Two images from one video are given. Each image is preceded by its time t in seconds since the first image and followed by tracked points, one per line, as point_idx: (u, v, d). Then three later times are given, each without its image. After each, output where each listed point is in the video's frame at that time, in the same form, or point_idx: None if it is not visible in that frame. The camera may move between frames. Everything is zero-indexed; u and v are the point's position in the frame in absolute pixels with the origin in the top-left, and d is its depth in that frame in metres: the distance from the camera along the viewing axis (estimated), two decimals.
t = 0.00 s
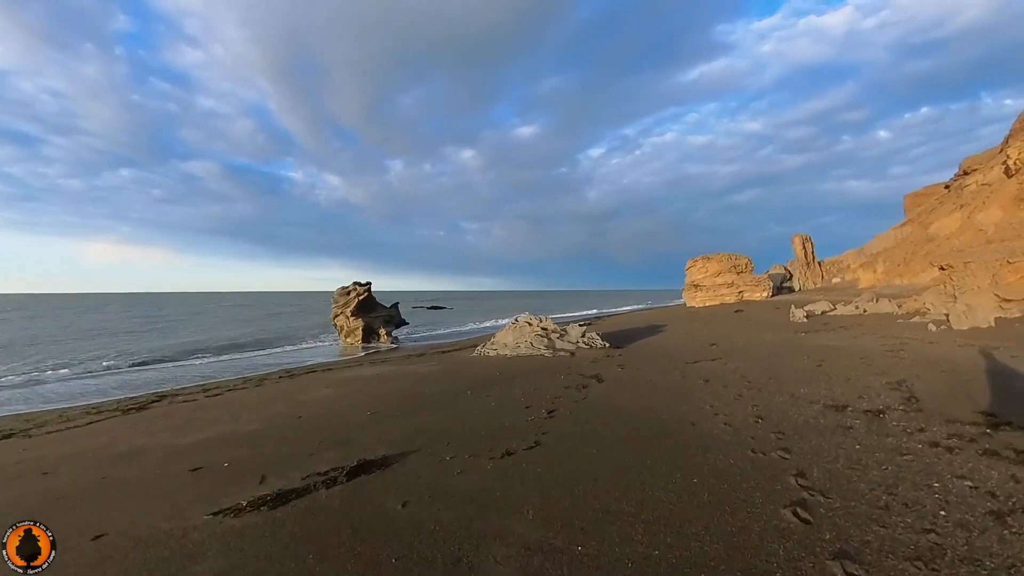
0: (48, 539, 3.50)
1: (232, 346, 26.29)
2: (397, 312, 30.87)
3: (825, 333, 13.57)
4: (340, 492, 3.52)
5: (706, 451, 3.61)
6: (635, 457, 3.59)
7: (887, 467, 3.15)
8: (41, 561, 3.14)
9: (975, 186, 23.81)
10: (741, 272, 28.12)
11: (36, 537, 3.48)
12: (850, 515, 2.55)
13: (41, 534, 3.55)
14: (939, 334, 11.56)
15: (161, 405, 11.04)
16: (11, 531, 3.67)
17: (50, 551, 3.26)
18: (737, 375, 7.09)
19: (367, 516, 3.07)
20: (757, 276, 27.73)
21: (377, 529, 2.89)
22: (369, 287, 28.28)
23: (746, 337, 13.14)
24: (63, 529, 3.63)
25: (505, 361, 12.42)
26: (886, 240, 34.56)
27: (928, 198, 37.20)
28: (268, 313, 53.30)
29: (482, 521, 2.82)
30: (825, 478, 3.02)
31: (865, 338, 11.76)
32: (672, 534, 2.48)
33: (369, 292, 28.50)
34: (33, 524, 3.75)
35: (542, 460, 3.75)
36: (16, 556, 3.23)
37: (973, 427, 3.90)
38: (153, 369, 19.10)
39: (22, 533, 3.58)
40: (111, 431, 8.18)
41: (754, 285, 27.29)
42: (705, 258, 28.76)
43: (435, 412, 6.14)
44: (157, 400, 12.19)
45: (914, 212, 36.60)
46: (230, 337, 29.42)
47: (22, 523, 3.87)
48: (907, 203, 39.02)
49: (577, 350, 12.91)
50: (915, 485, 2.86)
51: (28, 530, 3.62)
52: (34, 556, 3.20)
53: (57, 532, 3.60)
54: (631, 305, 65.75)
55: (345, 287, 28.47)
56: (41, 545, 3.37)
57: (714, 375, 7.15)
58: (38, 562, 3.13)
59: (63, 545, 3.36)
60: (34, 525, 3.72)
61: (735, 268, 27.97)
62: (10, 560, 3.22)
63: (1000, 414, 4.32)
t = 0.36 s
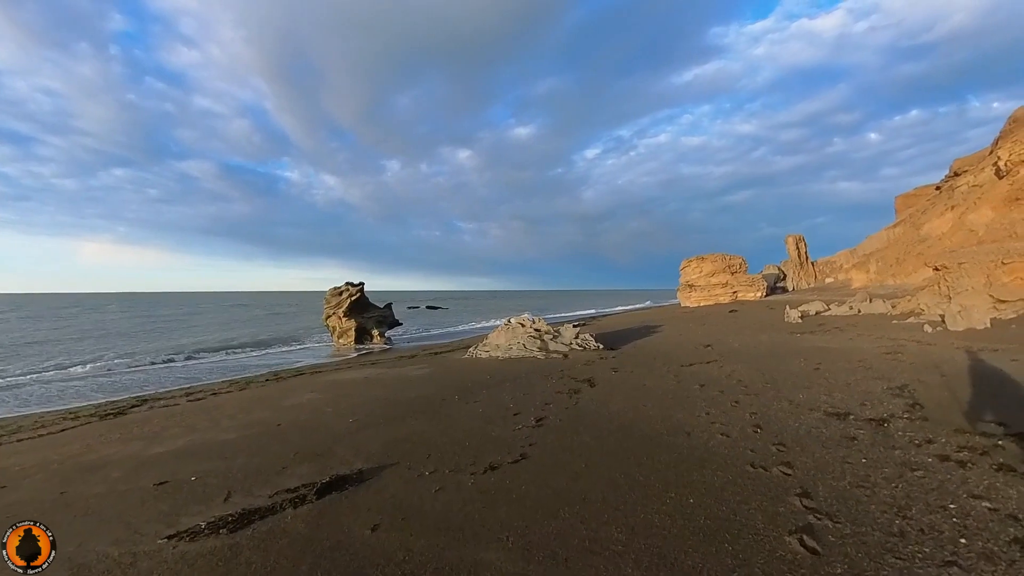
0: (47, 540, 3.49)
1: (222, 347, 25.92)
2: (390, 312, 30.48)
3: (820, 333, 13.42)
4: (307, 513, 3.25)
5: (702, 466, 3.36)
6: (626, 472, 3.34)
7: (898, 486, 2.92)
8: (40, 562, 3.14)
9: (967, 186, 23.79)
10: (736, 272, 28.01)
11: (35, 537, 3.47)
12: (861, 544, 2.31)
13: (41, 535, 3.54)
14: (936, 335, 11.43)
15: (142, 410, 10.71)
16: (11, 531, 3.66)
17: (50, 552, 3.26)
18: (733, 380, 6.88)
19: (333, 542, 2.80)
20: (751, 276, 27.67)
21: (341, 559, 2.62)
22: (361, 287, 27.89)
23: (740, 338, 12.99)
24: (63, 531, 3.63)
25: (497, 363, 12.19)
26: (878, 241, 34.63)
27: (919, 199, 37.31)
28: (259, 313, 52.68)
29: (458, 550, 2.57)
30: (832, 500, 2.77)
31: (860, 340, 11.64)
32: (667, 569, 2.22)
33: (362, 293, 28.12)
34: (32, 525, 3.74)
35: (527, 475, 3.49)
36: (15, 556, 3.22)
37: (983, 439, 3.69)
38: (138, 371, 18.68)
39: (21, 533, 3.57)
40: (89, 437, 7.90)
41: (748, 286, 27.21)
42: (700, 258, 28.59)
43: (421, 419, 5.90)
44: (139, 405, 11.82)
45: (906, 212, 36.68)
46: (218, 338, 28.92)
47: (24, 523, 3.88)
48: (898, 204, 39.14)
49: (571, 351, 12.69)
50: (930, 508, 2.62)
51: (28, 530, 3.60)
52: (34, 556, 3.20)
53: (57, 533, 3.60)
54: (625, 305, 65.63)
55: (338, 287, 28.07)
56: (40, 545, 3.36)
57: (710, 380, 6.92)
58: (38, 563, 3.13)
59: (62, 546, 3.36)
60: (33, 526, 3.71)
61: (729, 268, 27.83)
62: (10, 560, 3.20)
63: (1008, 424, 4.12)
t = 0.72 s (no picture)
0: (48, 539, 3.51)
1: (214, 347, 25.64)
2: (384, 312, 30.19)
3: (815, 334, 13.33)
4: (276, 532, 3.02)
5: (698, 480, 3.18)
6: (617, 487, 3.14)
7: (905, 503, 2.75)
8: (40, 562, 3.15)
9: (959, 187, 23.81)
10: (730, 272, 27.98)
11: (36, 537, 3.48)
12: (871, 571, 2.14)
13: (42, 534, 3.57)
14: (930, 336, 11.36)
15: (129, 413, 10.50)
16: (12, 531, 3.68)
17: (50, 552, 3.27)
18: (729, 384, 6.72)
19: (299, 568, 2.58)
20: (745, 277, 27.63)
21: None
22: (354, 287, 27.59)
23: (735, 339, 12.89)
24: (64, 530, 3.66)
25: (489, 364, 12.01)
26: (871, 241, 34.67)
27: (912, 199, 37.40)
28: (252, 313, 52.20)
29: None
30: (837, 520, 2.59)
31: (855, 340, 11.57)
32: None
33: (355, 292, 27.81)
34: (34, 525, 3.77)
35: (513, 489, 3.28)
36: (16, 556, 3.23)
37: (990, 449, 3.52)
38: (124, 372, 18.32)
39: (21, 533, 3.59)
40: (69, 442, 7.68)
41: (742, 286, 27.18)
42: (694, 258, 28.51)
43: (408, 425, 5.70)
44: (122, 408, 11.53)
45: (899, 212, 36.76)
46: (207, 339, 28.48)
47: (26, 522, 3.93)
48: (890, 204, 39.21)
49: (564, 352, 12.54)
50: (941, 528, 2.46)
51: (28, 530, 3.63)
52: (34, 556, 3.21)
53: (58, 533, 3.63)
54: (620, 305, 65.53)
55: (330, 287, 27.75)
56: (40, 545, 3.38)
57: (705, 384, 6.76)
58: (38, 563, 3.14)
59: (62, 546, 3.38)
60: (34, 526, 3.74)
61: (724, 268, 27.77)
62: (10, 561, 3.22)
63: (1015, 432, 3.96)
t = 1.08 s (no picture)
0: (49, 539, 3.44)
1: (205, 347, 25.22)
2: (377, 312, 29.84)
3: (812, 333, 13.19)
4: (239, 549, 2.77)
5: (699, 490, 2.95)
6: (612, 499, 2.90)
7: (923, 517, 2.54)
8: (41, 561, 3.07)
9: (952, 186, 23.79)
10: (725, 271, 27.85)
11: (36, 537, 3.42)
12: None
13: (42, 534, 3.51)
14: (928, 335, 11.24)
15: (115, 414, 10.23)
16: (12, 532, 3.64)
17: (50, 552, 3.20)
18: (728, 384, 6.52)
19: None
20: (740, 276, 27.52)
21: None
22: (348, 286, 27.24)
23: (732, 339, 12.72)
24: (64, 529, 3.58)
25: (483, 364, 11.77)
26: (865, 241, 34.68)
27: (905, 199, 37.47)
28: (244, 313, 51.47)
29: None
30: (852, 537, 2.37)
31: (852, 340, 11.44)
32: None
33: (348, 292, 27.43)
34: (35, 524, 3.74)
35: (501, 500, 3.05)
36: (16, 556, 3.16)
37: (1007, 455, 3.32)
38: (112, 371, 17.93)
39: (22, 533, 3.55)
40: (48, 444, 7.40)
41: (737, 285, 27.05)
42: (690, 257, 28.36)
43: (395, 428, 5.47)
44: (105, 410, 11.20)
45: (892, 212, 36.80)
46: (197, 338, 28.02)
47: (25, 523, 3.88)
48: (883, 204, 39.28)
49: (559, 352, 12.31)
50: (966, 546, 2.24)
51: (29, 531, 3.59)
52: (34, 556, 3.13)
53: (59, 532, 3.55)
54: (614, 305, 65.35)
55: (323, 286, 27.37)
56: (41, 545, 3.31)
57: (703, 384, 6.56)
58: (38, 563, 3.05)
59: (62, 545, 3.30)
60: (34, 526, 3.69)
61: (719, 267, 27.62)
62: (10, 560, 3.14)
63: None
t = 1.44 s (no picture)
0: (49, 539, 3.30)
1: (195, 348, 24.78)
2: (371, 312, 29.46)
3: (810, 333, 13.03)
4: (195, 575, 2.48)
5: (705, 507, 2.68)
6: (609, 518, 2.63)
7: (956, 538, 2.28)
8: (40, 562, 2.95)
9: (944, 186, 23.79)
10: (720, 271, 27.74)
11: (36, 537, 3.28)
12: None
13: (42, 534, 3.36)
14: (926, 335, 11.10)
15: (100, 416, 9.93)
16: (12, 532, 3.48)
17: (50, 552, 3.07)
18: (728, 386, 6.28)
19: None
20: (735, 275, 27.41)
21: None
22: (341, 285, 26.85)
23: (729, 339, 12.52)
24: (66, 530, 3.45)
25: (476, 364, 11.50)
26: (859, 240, 34.66)
27: (898, 199, 37.51)
28: (234, 313, 50.71)
29: None
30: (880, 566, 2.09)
31: (851, 339, 11.28)
32: None
33: (342, 291, 27.02)
34: (36, 524, 3.57)
35: (488, 519, 2.77)
36: (16, 556, 3.03)
37: None
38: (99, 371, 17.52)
39: (22, 533, 3.38)
40: (22, 449, 7.06)
41: (732, 284, 26.91)
42: (685, 257, 28.21)
43: (382, 433, 5.20)
44: (88, 412, 10.86)
45: (885, 212, 36.83)
46: (185, 339, 27.47)
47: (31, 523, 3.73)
48: (876, 204, 39.33)
49: (554, 352, 12.06)
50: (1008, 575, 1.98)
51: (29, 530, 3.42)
52: (34, 556, 3.00)
53: (60, 533, 3.42)
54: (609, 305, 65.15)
55: (316, 286, 26.97)
56: (41, 545, 3.17)
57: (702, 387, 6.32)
58: (38, 563, 2.94)
59: (63, 545, 3.18)
60: (35, 526, 3.53)
61: (714, 267, 27.51)
62: (10, 561, 3.01)
63: None
